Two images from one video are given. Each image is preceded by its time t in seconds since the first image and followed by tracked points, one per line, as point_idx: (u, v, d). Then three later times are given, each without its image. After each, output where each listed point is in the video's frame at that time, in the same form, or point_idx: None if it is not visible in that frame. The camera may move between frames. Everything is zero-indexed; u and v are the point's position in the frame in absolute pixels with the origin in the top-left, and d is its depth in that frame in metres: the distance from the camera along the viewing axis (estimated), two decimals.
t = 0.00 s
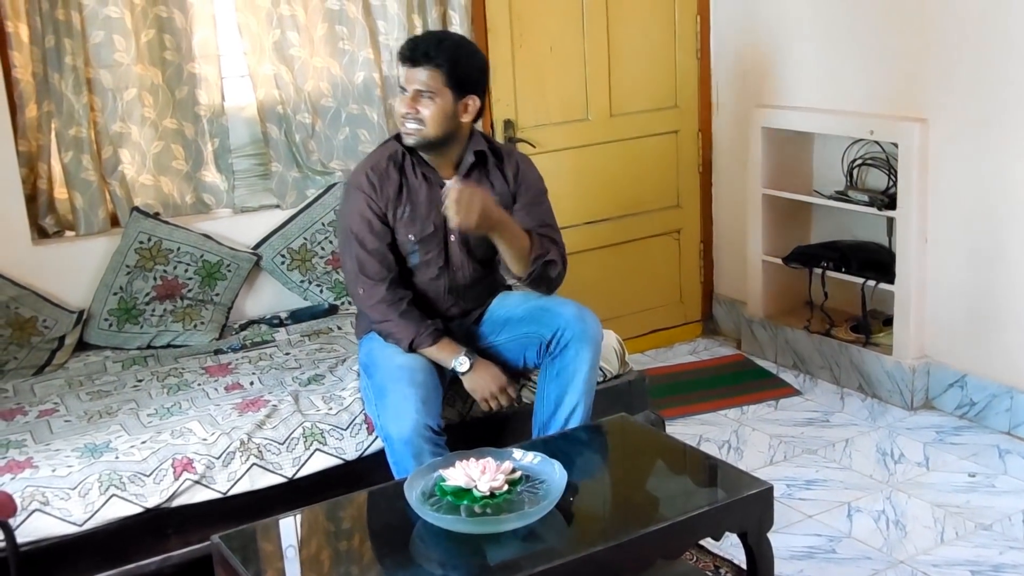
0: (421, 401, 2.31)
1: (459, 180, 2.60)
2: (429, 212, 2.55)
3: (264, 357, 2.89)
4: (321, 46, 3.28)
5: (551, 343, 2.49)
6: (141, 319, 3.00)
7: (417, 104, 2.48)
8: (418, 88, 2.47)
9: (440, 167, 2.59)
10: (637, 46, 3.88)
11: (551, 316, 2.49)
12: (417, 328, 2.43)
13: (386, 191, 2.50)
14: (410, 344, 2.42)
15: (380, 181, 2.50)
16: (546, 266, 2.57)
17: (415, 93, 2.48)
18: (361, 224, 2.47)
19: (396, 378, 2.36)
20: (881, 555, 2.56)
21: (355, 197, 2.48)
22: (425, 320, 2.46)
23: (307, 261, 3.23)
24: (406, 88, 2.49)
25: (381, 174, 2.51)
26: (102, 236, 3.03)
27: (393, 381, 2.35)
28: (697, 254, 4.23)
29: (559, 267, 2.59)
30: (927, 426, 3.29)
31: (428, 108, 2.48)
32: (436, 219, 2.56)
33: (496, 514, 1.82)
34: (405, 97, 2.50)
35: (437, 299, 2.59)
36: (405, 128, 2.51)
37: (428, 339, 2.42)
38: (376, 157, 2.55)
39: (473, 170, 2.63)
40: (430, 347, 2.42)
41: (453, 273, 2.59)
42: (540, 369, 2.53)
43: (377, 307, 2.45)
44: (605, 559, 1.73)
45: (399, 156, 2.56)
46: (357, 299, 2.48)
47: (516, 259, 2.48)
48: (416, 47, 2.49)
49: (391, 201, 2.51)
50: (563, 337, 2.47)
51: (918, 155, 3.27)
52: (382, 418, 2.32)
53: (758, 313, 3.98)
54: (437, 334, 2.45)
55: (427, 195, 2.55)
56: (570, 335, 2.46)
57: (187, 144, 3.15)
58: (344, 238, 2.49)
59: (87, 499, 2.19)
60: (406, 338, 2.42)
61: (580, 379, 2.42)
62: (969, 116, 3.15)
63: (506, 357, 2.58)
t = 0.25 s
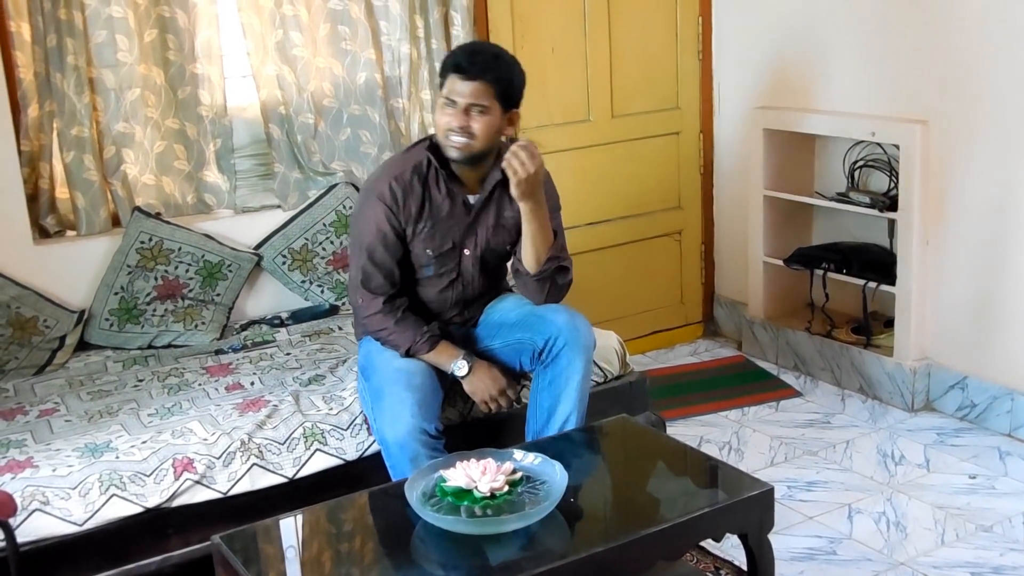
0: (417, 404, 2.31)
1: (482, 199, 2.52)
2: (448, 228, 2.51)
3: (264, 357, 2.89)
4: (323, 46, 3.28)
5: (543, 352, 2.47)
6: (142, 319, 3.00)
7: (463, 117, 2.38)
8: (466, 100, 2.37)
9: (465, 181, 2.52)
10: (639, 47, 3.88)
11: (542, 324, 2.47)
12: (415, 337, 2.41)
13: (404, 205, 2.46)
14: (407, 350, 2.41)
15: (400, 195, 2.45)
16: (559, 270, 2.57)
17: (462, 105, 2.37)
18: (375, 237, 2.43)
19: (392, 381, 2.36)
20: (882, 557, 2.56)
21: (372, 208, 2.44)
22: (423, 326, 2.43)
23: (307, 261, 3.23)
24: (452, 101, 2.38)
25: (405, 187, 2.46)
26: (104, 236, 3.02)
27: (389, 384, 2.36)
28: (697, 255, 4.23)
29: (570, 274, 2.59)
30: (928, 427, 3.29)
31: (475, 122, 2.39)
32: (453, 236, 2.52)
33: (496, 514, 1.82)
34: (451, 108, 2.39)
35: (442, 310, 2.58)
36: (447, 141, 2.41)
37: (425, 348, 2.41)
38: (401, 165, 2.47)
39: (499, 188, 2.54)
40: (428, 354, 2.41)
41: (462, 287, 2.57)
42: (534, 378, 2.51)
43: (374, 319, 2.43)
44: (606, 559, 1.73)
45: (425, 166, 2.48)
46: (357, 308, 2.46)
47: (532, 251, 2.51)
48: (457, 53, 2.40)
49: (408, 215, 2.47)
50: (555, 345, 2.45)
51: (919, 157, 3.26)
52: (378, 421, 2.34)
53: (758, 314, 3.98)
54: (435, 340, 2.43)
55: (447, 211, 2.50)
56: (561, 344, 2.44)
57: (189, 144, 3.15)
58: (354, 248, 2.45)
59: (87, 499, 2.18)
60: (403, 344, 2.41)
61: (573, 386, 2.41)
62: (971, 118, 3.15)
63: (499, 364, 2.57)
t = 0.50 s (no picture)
0: (417, 409, 2.31)
1: (495, 203, 2.54)
2: (461, 232, 2.51)
3: (263, 358, 2.89)
4: (323, 46, 3.28)
5: (546, 352, 2.47)
6: (141, 320, 3.00)
7: (515, 119, 2.38)
8: (517, 100, 2.36)
9: (476, 185, 2.53)
10: (638, 47, 3.88)
11: (546, 324, 2.47)
12: (415, 340, 2.40)
13: (417, 210, 2.44)
14: (407, 354, 2.40)
15: (413, 200, 2.44)
16: (561, 272, 2.57)
17: (513, 107, 2.37)
18: (388, 242, 2.40)
19: (391, 385, 2.36)
20: (881, 557, 2.56)
21: (384, 213, 2.41)
22: (423, 331, 2.42)
23: (306, 262, 3.23)
24: (501, 105, 2.36)
25: (420, 192, 2.45)
26: (102, 237, 3.02)
27: (389, 388, 2.36)
28: (696, 256, 4.23)
29: (572, 277, 2.60)
30: (926, 427, 3.29)
31: (523, 121, 2.40)
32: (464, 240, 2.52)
33: (495, 515, 1.82)
34: (497, 114, 2.37)
35: (446, 312, 2.58)
36: (492, 149, 2.39)
37: (427, 353, 2.40)
38: (413, 170, 2.46)
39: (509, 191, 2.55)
40: (429, 358, 2.40)
41: (467, 291, 2.58)
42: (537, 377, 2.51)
43: (377, 323, 2.41)
44: (605, 560, 1.73)
45: (439, 170, 2.47)
46: (359, 311, 2.44)
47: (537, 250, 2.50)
48: (478, 55, 2.39)
49: (421, 220, 2.46)
50: (559, 345, 2.44)
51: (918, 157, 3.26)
52: (377, 425, 2.34)
53: (757, 314, 3.98)
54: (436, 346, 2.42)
55: (461, 216, 2.50)
56: (564, 347, 2.44)
57: (188, 145, 3.15)
58: (363, 252, 2.42)
59: (85, 499, 2.18)
60: (405, 347, 2.40)
61: (576, 388, 2.40)
62: (970, 118, 3.15)
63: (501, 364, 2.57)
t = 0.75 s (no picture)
0: (416, 411, 2.32)
1: (502, 201, 2.53)
2: (468, 231, 2.50)
3: (261, 358, 2.89)
4: (321, 46, 3.28)
5: (549, 352, 2.48)
6: (139, 320, 3.00)
7: (528, 113, 2.38)
8: (526, 95, 2.37)
9: (483, 183, 2.52)
10: (637, 47, 3.88)
11: (550, 324, 2.48)
12: (416, 341, 2.39)
13: (424, 209, 2.44)
14: (408, 356, 2.39)
15: (420, 199, 2.43)
16: (570, 279, 2.62)
17: (524, 102, 2.37)
18: (394, 241, 2.39)
19: (390, 386, 2.36)
20: (878, 557, 2.56)
21: (391, 213, 2.40)
22: (424, 332, 2.41)
23: (304, 261, 3.22)
24: (515, 101, 2.36)
25: (427, 191, 2.44)
26: (101, 237, 3.02)
27: (388, 389, 2.36)
28: (694, 256, 4.23)
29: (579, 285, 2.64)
30: (924, 428, 3.29)
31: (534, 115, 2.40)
32: (470, 239, 2.51)
33: (493, 515, 1.82)
34: (510, 112, 2.36)
35: (449, 310, 2.58)
36: (514, 144, 2.37)
37: (428, 355, 2.39)
38: (420, 169, 2.45)
39: (515, 189, 2.55)
40: (429, 360, 2.40)
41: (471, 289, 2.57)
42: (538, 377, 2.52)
43: (380, 322, 2.40)
44: (603, 560, 1.73)
45: (446, 169, 2.46)
46: (362, 309, 2.43)
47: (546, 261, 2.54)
48: (480, 54, 2.39)
49: (428, 219, 2.45)
50: (563, 345, 2.46)
51: (917, 157, 3.26)
52: (375, 426, 2.34)
53: (756, 314, 3.98)
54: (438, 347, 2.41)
55: (467, 214, 2.49)
56: (569, 347, 2.45)
57: (186, 145, 3.15)
58: (368, 252, 2.41)
59: (83, 499, 2.18)
60: (406, 348, 2.39)
61: (579, 388, 2.43)
62: (969, 119, 3.15)
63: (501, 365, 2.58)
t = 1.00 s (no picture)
0: (413, 412, 2.32)
1: (497, 198, 2.53)
2: (464, 228, 2.50)
3: (260, 358, 2.89)
4: (320, 46, 3.28)
5: (549, 350, 2.49)
6: (138, 320, 3.00)
7: (519, 111, 2.39)
8: (516, 94, 2.38)
9: (478, 181, 2.52)
10: (635, 47, 3.88)
11: (551, 323, 2.50)
12: (414, 342, 2.39)
13: (420, 208, 2.44)
14: (407, 356, 2.39)
15: (415, 197, 2.43)
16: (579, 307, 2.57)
17: (515, 100, 2.38)
18: (390, 240, 2.39)
19: (390, 387, 2.36)
20: (878, 557, 2.56)
21: (387, 212, 2.40)
22: (423, 333, 2.41)
23: (303, 262, 3.22)
24: (505, 100, 2.37)
25: (422, 188, 2.44)
26: (99, 237, 3.02)
27: (387, 390, 2.36)
28: (693, 257, 4.23)
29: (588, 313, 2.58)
30: (923, 428, 3.29)
31: (525, 112, 2.42)
32: (468, 236, 2.51)
33: (492, 515, 1.82)
34: (501, 111, 2.38)
35: (448, 309, 2.57)
36: (508, 143, 2.39)
37: (426, 355, 2.39)
38: (414, 167, 2.45)
39: (510, 186, 2.55)
40: (428, 361, 2.40)
41: (469, 287, 2.56)
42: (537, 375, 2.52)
43: (378, 321, 2.40)
44: (602, 560, 1.73)
45: (440, 166, 2.46)
46: (360, 309, 2.43)
47: (559, 293, 2.53)
48: (466, 56, 2.41)
49: (424, 218, 2.45)
50: (563, 344, 2.47)
51: (915, 157, 3.26)
52: (373, 427, 2.34)
53: (755, 314, 3.98)
54: (436, 347, 2.40)
55: (464, 212, 2.49)
56: (570, 345, 2.46)
57: (185, 145, 3.15)
58: (365, 251, 2.41)
59: (82, 500, 2.18)
60: (404, 349, 2.39)
61: (581, 386, 2.43)
62: (967, 119, 3.15)
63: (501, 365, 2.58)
